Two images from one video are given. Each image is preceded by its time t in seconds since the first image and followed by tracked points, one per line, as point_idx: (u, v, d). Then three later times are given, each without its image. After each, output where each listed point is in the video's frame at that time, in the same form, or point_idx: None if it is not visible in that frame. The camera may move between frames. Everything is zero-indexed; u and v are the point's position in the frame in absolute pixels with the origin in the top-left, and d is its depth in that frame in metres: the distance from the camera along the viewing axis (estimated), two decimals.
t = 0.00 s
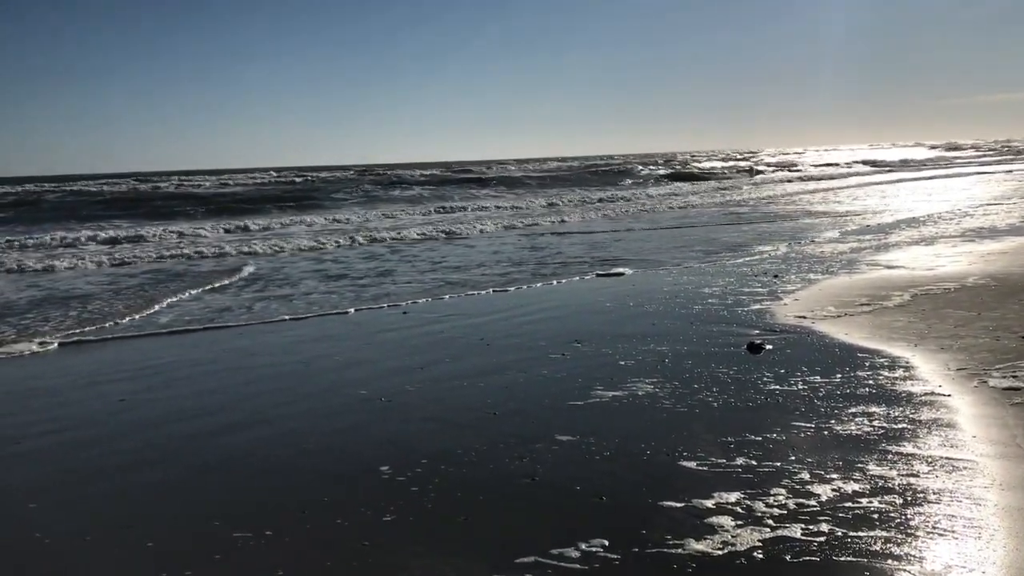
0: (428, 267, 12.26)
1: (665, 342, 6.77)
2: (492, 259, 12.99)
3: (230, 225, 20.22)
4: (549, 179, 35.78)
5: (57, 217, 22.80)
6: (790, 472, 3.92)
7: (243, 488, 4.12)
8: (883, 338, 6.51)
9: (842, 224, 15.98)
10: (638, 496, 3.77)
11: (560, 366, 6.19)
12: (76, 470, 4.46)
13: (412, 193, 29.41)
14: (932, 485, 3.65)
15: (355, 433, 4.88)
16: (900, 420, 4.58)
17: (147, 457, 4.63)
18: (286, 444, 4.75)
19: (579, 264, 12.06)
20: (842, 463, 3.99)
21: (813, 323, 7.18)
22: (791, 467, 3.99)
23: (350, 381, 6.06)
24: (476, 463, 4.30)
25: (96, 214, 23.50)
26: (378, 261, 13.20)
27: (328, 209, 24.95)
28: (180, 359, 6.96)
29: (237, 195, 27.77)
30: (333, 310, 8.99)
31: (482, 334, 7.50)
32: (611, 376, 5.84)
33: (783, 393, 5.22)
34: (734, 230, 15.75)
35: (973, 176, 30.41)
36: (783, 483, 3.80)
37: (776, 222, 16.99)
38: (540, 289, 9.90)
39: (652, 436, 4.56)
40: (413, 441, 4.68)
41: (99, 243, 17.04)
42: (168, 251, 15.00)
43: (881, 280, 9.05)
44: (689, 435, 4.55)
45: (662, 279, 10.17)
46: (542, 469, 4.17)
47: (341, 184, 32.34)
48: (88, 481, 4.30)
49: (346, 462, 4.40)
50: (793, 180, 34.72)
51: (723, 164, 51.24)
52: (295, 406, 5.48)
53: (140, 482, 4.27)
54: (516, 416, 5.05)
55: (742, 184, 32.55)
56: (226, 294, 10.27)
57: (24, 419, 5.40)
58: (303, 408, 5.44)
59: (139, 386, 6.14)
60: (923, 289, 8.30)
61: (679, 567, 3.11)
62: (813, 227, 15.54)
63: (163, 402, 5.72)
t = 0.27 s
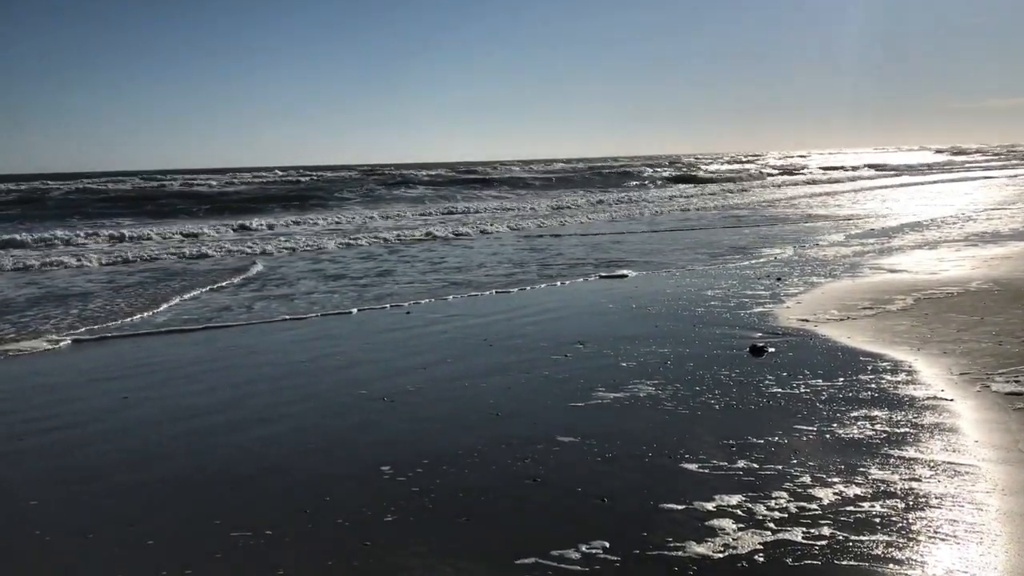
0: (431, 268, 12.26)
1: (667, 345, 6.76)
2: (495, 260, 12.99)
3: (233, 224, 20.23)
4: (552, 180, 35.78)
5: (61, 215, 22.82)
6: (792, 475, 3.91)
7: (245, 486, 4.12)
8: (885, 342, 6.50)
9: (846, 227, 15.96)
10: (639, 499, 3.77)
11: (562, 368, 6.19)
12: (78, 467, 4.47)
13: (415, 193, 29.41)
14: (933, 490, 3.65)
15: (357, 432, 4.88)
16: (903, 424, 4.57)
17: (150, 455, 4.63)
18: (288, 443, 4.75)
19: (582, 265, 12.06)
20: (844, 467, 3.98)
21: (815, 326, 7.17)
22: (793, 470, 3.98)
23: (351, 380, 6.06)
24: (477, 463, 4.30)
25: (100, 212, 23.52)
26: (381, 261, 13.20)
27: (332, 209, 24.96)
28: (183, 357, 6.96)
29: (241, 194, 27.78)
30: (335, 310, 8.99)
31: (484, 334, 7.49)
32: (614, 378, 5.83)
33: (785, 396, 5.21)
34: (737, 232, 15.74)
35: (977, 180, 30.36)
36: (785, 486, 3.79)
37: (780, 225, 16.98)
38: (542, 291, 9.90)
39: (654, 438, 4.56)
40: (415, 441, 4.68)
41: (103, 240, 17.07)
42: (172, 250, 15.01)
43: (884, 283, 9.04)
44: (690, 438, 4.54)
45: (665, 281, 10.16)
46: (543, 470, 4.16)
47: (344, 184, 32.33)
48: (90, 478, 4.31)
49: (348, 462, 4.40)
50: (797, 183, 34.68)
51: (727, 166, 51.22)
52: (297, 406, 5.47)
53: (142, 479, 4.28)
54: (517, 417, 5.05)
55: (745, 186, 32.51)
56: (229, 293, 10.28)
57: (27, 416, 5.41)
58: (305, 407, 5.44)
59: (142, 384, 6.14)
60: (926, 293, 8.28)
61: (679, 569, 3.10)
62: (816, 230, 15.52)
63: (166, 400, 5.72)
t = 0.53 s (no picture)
0: (435, 268, 12.27)
1: (671, 346, 6.76)
2: (499, 260, 13.00)
3: (238, 223, 20.24)
4: (557, 181, 35.78)
5: (67, 213, 22.85)
6: (796, 477, 3.91)
7: (249, 485, 4.13)
8: (889, 344, 6.50)
9: (851, 229, 15.95)
10: (642, 500, 3.76)
11: (566, 368, 6.19)
12: (84, 465, 4.48)
13: (420, 192, 29.42)
14: (937, 492, 3.64)
15: (360, 432, 4.89)
16: (907, 426, 4.56)
17: (155, 453, 4.65)
18: (292, 442, 4.76)
19: (586, 266, 12.07)
20: (848, 468, 3.98)
21: (820, 328, 7.16)
22: (796, 471, 3.98)
23: (355, 379, 6.07)
24: (481, 463, 4.30)
25: (106, 210, 23.55)
26: (386, 261, 13.22)
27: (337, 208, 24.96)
28: (188, 355, 6.98)
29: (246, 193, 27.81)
30: (340, 310, 9.00)
31: (488, 334, 7.50)
32: (618, 378, 5.83)
33: (789, 397, 5.21)
34: (742, 234, 15.73)
35: (982, 183, 30.32)
36: (788, 487, 3.79)
37: (784, 227, 16.97)
38: (547, 291, 9.90)
39: (657, 439, 4.56)
40: (419, 440, 4.68)
41: (109, 238, 17.08)
42: (177, 249, 15.02)
43: (888, 286, 9.04)
44: (694, 439, 4.54)
45: (670, 282, 10.15)
46: (548, 470, 4.17)
47: (349, 183, 32.35)
48: (97, 475, 4.32)
49: (351, 461, 4.41)
50: (801, 184, 34.67)
51: (732, 168, 51.19)
52: (301, 405, 5.48)
53: (149, 477, 4.29)
54: (521, 417, 5.05)
55: (750, 188, 32.50)
56: (233, 292, 10.30)
57: (32, 414, 5.42)
58: (309, 406, 5.44)
59: (147, 382, 6.15)
60: (930, 295, 8.28)
61: (682, 569, 3.11)
62: (821, 232, 15.51)
63: (170, 398, 5.74)
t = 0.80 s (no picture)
0: (441, 269, 12.27)
1: (677, 347, 6.75)
2: (505, 261, 12.99)
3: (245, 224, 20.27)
4: (563, 181, 35.77)
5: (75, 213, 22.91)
6: (802, 479, 3.89)
7: (255, 484, 4.13)
8: (897, 346, 6.48)
9: (858, 230, 15.90)
10: (649, 501, 3.75)
11: (572, 369, 6.17)
12: (91, 464, 4.49)
13: (426, 193, 29.42)
14: (945, 494, 3.62)
15: (367, 432, 4.89)
16: (914, 428, 4.54)
17: (161, 452, 4.65)
18: (298, 442, 4.75)
19: (592, 267, 12.05)
20: (855, 470, 3.96)
21: (826, 329, 7.14)
22: (804, 473, 3.96)
23: (362, 380, 6.07)
24: (486, 464, 4.29)
25: (113, 210, 23.61)
26: (392, 262, 13.22)
27: (343, 209, 24.99)
28: (195, 355, 6.99)
29: (253, 193, 27.87)
30: (346, 310, 9.01)
31: (494, 335, 7.49)
32: (624, 380, 5.82)
33: (796, 399, 5.19)
34: (748, 235, 15.70)
35: (990, 184, 30.20)
36: (795, 489, 3.78)
37: (791, 228, 16.92)
38: (553, 292, 9.89)
39: (664, 440, 4.54)
40: (425, 441, 4.68)
41: (116, 238, 17.11)
42: (184, 249, 15.05)
43: (895, 287, 9.01)
44: (701, 440, 4.53)
45: (676, 283, 10.14)
46: (554, 471, 4.16)
47: (355, 184, 32.36)
48: (104, 475, 4.32)
49: (357, 461, 4.40)
50: (808, 185, 34.60)
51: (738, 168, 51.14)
52: (307, 405, 5.48)
53: (156, 477, 4.29)
54: (527, 418, 5.04)
55: (757, 189, 32.46)
56: (240, 292, 10.31)
57: (39, 414, 5.42)
58: (316, 406, 5.44)
59: (154, 382, 6.17)
60: (938, 297, 8.25)
61: (689, 571, 3.09)
62: (828, 233, 15.47)
63: (177, 398, 5.74)
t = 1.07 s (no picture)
0: (451, 270, 12.27)
1: (688, 348, 6.73)
2: (515, 263, 12.99)
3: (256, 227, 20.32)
4: (572, 183, 35.74)
5: (86, 216, 23.02)
6: (814, 480, 3.88)
7: (267, 485, 4.14)
8: (908, 347, 6.45)
9: (868, 231, 15.85)
10: (660, 502, 3.74)
11: (582, 371, 6.16)
12: (104, 466, 4.51)
13: (435, 195, 29.44)
14: (958, 496, 3.61)
15: (378, 433, 4.89)
16: (927, 429, 4.52)
17: (174, 454, 4.66)
18: (309, 443, 4.76)
19: (602, 268, 12.04)
20: (867, 472, 3.95)
21: (838, 331, 7.11)
22: (815, 475, 3.95)
23: (372, 381, 6.07)
24: (497, 465, 4.29)
25: (125, 213, 23.73)
26: (402, 263, 13.24)
27: (353, 211, 25.03)
28: (206, 357, 7.01)
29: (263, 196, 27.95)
30: (357, 312, 9.02)
31: (504, 336, 7.49)
32: (634, 381, 5.81)
33: (808, 400, 5.17)
34: (758, 236, 15.66)
35: (1002, 185, 30.06)
36: (807, 491, 3.76)
37: (801, 229, 16.87)
38: (563, 293, 9.88)
39: (675, 442, 4.53)
40: (436, 442, 4.68)
41: (128, 240, 17.18)
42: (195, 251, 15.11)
43: (907, 288, 8.97)
44: (712, 441, 4.51)
45: (686, 284, 10.12)
46: (565, 473, 4.15)
47: (365, 186, 32.40)
48: (117, 476, 4.34)
49: (368, 462, 4.40)
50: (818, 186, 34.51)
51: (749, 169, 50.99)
52: (318, 406, 5.49)
53: (168, 478, 4.30)
54: (538, 419, 5.04)
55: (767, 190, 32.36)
56: (250, 295, 10.34)
57: (52, 415, 5.46)
58: (327, 408, 5.45)
59: (166, 383, 6.19)
60: (950, 298, 8.22)
61: (700, 572, 3.08)
62: (839, 234, 15.41)
63: (189, 399, 5.76)
